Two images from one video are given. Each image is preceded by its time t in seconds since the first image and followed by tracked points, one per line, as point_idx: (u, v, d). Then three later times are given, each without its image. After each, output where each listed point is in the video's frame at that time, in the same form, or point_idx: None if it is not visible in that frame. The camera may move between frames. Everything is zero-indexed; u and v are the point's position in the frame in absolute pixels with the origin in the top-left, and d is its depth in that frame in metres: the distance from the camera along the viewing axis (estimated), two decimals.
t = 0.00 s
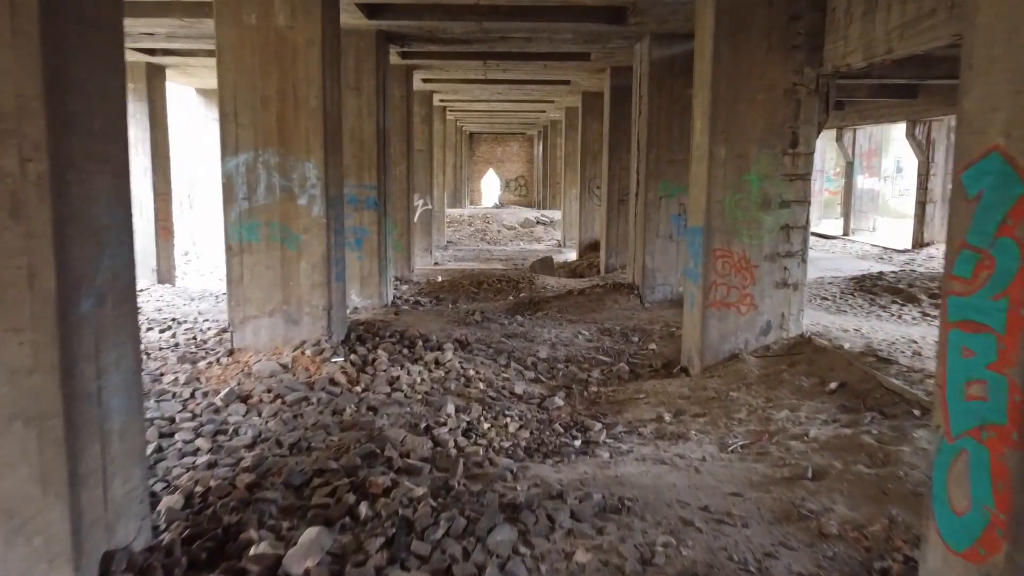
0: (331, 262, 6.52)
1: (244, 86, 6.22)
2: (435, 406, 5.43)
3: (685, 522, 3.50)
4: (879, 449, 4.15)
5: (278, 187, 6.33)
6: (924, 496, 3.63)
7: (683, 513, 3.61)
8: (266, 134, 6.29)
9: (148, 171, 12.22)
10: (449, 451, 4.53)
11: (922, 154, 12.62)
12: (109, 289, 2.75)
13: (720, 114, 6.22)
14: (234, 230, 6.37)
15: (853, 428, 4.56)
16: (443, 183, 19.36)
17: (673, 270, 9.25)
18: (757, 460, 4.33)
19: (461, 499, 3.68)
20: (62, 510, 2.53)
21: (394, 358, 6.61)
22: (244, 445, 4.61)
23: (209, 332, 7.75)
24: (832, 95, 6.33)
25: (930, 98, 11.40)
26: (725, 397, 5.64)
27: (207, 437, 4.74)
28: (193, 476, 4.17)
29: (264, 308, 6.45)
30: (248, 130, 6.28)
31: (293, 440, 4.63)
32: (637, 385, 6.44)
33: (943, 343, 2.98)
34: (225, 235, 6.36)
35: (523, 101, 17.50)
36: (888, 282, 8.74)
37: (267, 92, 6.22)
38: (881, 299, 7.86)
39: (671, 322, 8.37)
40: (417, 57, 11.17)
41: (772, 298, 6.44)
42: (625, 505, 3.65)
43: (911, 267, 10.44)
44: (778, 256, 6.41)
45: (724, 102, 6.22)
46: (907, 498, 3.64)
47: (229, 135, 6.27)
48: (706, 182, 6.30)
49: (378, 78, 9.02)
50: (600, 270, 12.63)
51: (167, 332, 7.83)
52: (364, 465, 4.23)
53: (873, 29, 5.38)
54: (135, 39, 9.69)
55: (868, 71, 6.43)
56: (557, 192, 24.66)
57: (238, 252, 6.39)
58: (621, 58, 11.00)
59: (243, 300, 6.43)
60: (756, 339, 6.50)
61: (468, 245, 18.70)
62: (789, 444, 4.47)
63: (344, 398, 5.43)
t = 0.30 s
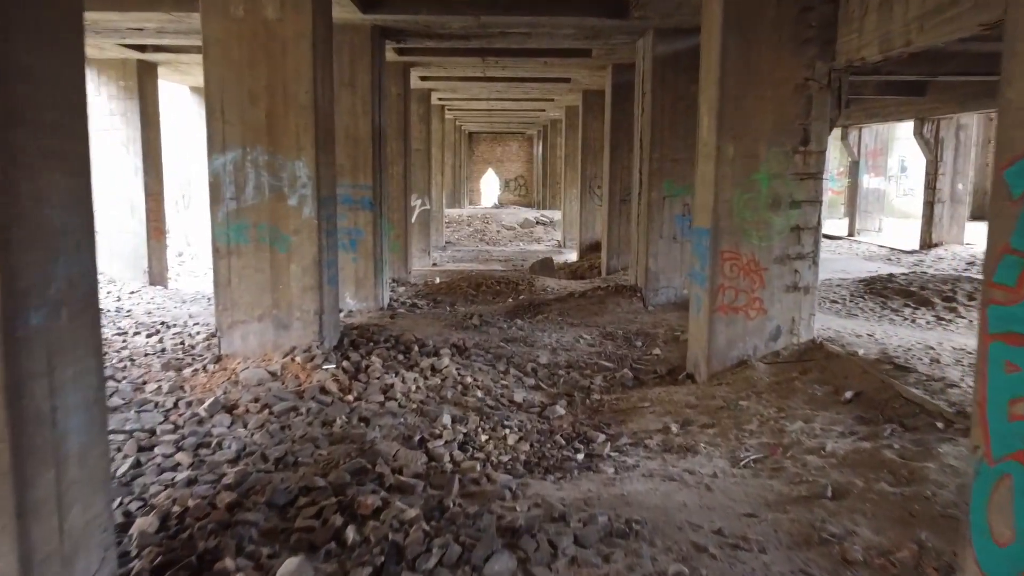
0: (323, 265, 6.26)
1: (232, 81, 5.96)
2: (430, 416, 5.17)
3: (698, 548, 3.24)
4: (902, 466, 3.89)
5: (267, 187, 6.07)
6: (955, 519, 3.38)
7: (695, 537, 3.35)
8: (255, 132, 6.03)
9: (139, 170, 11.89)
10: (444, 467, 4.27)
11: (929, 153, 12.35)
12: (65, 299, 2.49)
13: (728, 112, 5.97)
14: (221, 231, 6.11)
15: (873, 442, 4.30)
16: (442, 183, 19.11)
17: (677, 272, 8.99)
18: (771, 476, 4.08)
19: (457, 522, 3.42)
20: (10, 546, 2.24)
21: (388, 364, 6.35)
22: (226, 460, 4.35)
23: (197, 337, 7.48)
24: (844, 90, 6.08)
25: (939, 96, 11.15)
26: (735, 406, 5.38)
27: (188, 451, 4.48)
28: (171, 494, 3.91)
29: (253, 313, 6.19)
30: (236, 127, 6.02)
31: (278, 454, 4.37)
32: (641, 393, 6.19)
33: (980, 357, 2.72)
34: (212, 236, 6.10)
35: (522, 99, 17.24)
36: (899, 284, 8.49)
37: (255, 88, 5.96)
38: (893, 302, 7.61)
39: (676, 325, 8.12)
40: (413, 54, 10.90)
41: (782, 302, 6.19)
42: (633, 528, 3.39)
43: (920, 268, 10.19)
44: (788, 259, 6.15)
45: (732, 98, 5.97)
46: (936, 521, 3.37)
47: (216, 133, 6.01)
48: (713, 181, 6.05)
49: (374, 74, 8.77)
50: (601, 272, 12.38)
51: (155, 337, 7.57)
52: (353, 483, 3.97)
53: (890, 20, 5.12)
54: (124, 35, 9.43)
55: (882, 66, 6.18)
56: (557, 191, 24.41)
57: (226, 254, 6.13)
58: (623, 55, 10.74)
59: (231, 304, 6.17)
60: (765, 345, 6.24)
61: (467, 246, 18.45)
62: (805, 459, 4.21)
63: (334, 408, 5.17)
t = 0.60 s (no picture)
0: (314, 266, 5.99)
1: (218, 75, 5.69)
2: (425, 427, 4.90)
3: None
4: (930, 483, 3.63)
5: (255, 185, 5.81)
6: (992, 543, 3.11)
7: (710, 564, 3.09)
8: (242, 128, 5.76)
9: (129, 169, 11.61)
10: (439, 483, 4.01)
11: (938, 151, 12.14)
12: (10, 310, 2.21)
13: (737, 106, 5.71)
14: (207, 232, 5.84)
15: (896, 456, 4.04)
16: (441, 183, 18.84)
17: (681, 273, 8.73)
18: (788, 494, 3.81)
19: (451, 547, 3.15)
20: None
21: (382, 371, 6.08)
22: (207, 476, 4.08)
23: (185, 341, 7.22)
24: (858, 84, 5.82)
25: (949, 93, 10.88)
26: (746, 415, 5.11)
27: (167, 466, 4.20)
28: (146, 514, 3.64)
29: (240, 317, 5.93)
30: (222, 123, 5.75)
31: (263, 469, 4.11)
32: (647, 400, 5.92)
33: None
34: (197, 237, 5.82)
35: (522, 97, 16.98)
36: (911, 285, 8.23)
37: (242, 81, 5.70)
38: (906, 305, 7.35)
39: (681, 329, 7.85)
40: (410, 50, 10.63)
41: (793, 306, 5.92)
42: (642, 553, 3.12)
43: (930, 269, 9.94)
44: (800, 260, 5.89)
45: (741, 92, 5.70)
46: (971, 546, 3.11)
47: (201, 129, 5.73)
48: (721, 179, 5.78)
49: (369, 70, 8.50)
50: (602, 273, 12.12)
51: (140, 341, 7.30)
52: (341, 502, 3.70)
53: (909, 8, 4.86)
54: (111, 29, 9.17)
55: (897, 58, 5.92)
56: (557, 191, 24.17)
57: (212, 255, 5.86)
58: (624, 51, 10.48)
59: (217, 307, 5.91)
60: (776, 350, 5.98)
61: (466, 247, 18.18)
62: (824, 475, 3.95)
63: (324, 417, 4.90)
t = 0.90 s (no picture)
0: (305, 269, 5.72)
1: (203, 69, 5.42)
2: (421, 440, 4.62)
3: None
4: (966, 506, 3.36)
5: (243, 184, 5.53)
6: None
7: None
8: (230, 124, 5.49)
9: (120, 169, 11.33)
10: (435, 503, 3.74)
11: (948, 150, 11.90)
12: None
13: (749, 102, 5.44)
14: (192, 233, 5.56)
15: (924, 474, 3.77)
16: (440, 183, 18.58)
17: (687, 275, 8.46)
18: (811, 515, 3.54)
19: None
20: None
21: (377, 378, 5.81)
22: (187, 496, 3.81)
23: (172, 347, 6.95)
24: (875, 78, 5.55)
25: (960, 90, 10.63)
26: (760, 427, 4.84)
27: (144, 485, 3.93)
28: (118, 539, 3.37)
29: (228, 323, 5.66)
30: (208, 119, 5.47)
31: (246, 488, 3.83)
32: (654, 409, 5.66)
33: None
34: (183, 239, 5.54)
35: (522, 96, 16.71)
36: (925, 287, 7.97)
37: (229, 75, 5.43)
38: (921, 309, 7.09)
39: (687, 333, 7.58)
40: (407, 46, 10.35)
41: (807, 311, 5.65)
42: None
43: (941, 271, 9.69)
44: (814, 263, 5.62)
45: (753, 86, 5.43)
46: None
47: (187, 125, 5.46)
48: (732, 178, 5.51)
49: (364, 65, 8.22)
50: (605, 275, 11.86)
51: (126, 347, 7.03)
52: (330, 525, 3.43)
53: None
54: (99, 24, 8.89)
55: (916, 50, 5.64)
56: (557, 191, 23.91)
57: (197, 258, 5.58)
58: (627, 47, 10.21)
59: (203, 312, 5.63)
60: (789, 357, 5.70)
61: (465, 247, 17.92)
62: (848, 495, 3.68)
63: (314, 430, 4.62)
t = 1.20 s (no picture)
0: (295, 273, 5.45)
1: (187, 63, 5.14)
2: (416, 456, 4.34)
3: None
4: (1007, 534, 3.10)
5: (229, 183, 5.26)
6: None
7: None
8: (215, 121, 5.21)
9: (111, 168, 11.05)
10: (432, 529, 3.47)
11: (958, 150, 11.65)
12: None
13: (762, 98, 5.17)
14: (177, 235, 5.28)
15: (958, 497, 3.50)
16: (439, 183, 18.30)
17: (693, 278, 8.18)
18: (837, 543, 3.27)
19: None
20: None
21: (371, 388, 5.53)
22: (163, 520, 3.53)
23: (158, 353, 6.67)
24: (894, 73, 5.28)
25: (971, 88, 10.37)
26: (776, 441, 4.57)
27: (118, 507, 3.65)
28: (84, 570, 3.09)
29: (214, 330, 5.38)
30: (193, 114, 5.19)
31: (227, 511, 3.56)
32: (661, 420, 5.39)
33: None
34: (166, 242, 5.26)
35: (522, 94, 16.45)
36: (940, 291, 7.70)
37: (215, 70, 5.15)
38: (938, 313, 6.82)
39: (694, 339, 7.31)
40: (405, 42, 10.07)
41: (823, 317, 5.38)
42: None
43: (953, 273, 9.42)
44: (830, 267, 5.34)
45: (767, 81, 5.16)
46: None
47: (170, 122, 5.18)
48: (744, 178, 5.24)
49: (359, 61, 7.94)
50: (607, 277, 11.59)
51: (110, 353, 6.74)
52: (316, 556, 3.15)
53: None
54: (86, 19, 8.62)
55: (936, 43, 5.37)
56: (557, 191, 23.65)
57: (182, 262, 5.30)
58: (630, 43, 9.94)
59: (188, 319, 5.36)
60: (803, 366, 5.43)
61: (464, 248, 17.65)
62: (876, 520, 3.41)
63: (303, 445, 4.34)
